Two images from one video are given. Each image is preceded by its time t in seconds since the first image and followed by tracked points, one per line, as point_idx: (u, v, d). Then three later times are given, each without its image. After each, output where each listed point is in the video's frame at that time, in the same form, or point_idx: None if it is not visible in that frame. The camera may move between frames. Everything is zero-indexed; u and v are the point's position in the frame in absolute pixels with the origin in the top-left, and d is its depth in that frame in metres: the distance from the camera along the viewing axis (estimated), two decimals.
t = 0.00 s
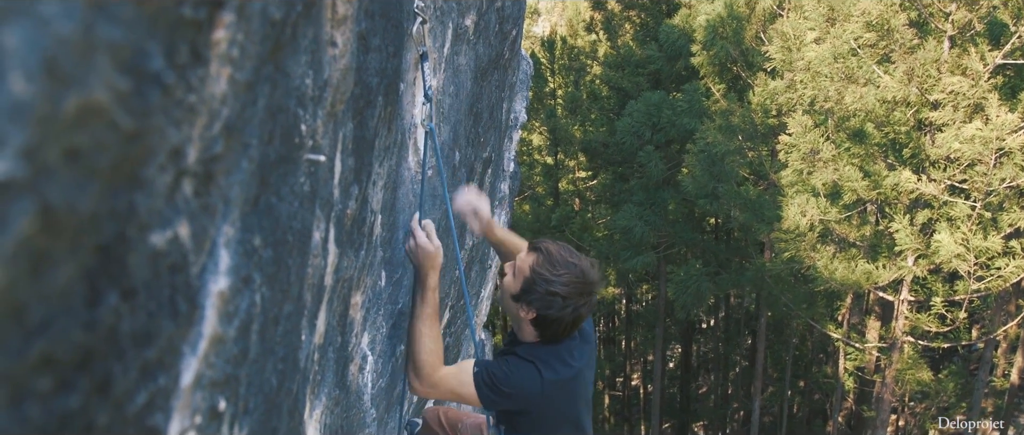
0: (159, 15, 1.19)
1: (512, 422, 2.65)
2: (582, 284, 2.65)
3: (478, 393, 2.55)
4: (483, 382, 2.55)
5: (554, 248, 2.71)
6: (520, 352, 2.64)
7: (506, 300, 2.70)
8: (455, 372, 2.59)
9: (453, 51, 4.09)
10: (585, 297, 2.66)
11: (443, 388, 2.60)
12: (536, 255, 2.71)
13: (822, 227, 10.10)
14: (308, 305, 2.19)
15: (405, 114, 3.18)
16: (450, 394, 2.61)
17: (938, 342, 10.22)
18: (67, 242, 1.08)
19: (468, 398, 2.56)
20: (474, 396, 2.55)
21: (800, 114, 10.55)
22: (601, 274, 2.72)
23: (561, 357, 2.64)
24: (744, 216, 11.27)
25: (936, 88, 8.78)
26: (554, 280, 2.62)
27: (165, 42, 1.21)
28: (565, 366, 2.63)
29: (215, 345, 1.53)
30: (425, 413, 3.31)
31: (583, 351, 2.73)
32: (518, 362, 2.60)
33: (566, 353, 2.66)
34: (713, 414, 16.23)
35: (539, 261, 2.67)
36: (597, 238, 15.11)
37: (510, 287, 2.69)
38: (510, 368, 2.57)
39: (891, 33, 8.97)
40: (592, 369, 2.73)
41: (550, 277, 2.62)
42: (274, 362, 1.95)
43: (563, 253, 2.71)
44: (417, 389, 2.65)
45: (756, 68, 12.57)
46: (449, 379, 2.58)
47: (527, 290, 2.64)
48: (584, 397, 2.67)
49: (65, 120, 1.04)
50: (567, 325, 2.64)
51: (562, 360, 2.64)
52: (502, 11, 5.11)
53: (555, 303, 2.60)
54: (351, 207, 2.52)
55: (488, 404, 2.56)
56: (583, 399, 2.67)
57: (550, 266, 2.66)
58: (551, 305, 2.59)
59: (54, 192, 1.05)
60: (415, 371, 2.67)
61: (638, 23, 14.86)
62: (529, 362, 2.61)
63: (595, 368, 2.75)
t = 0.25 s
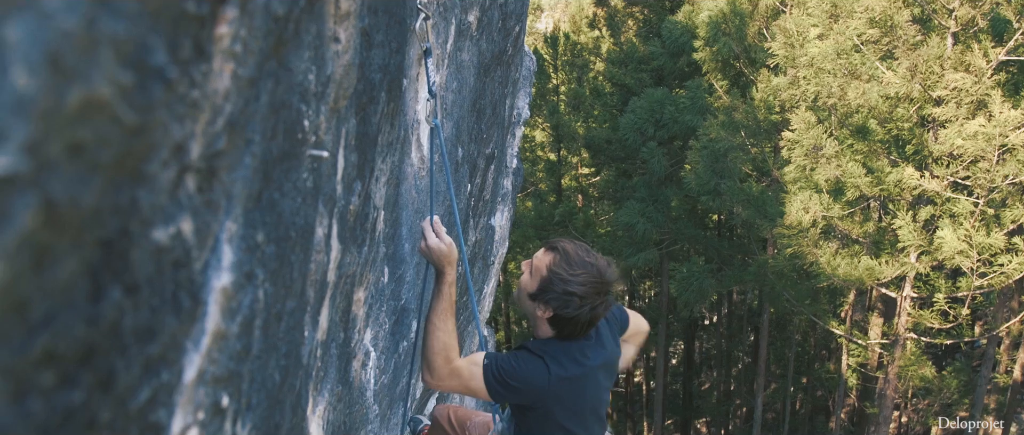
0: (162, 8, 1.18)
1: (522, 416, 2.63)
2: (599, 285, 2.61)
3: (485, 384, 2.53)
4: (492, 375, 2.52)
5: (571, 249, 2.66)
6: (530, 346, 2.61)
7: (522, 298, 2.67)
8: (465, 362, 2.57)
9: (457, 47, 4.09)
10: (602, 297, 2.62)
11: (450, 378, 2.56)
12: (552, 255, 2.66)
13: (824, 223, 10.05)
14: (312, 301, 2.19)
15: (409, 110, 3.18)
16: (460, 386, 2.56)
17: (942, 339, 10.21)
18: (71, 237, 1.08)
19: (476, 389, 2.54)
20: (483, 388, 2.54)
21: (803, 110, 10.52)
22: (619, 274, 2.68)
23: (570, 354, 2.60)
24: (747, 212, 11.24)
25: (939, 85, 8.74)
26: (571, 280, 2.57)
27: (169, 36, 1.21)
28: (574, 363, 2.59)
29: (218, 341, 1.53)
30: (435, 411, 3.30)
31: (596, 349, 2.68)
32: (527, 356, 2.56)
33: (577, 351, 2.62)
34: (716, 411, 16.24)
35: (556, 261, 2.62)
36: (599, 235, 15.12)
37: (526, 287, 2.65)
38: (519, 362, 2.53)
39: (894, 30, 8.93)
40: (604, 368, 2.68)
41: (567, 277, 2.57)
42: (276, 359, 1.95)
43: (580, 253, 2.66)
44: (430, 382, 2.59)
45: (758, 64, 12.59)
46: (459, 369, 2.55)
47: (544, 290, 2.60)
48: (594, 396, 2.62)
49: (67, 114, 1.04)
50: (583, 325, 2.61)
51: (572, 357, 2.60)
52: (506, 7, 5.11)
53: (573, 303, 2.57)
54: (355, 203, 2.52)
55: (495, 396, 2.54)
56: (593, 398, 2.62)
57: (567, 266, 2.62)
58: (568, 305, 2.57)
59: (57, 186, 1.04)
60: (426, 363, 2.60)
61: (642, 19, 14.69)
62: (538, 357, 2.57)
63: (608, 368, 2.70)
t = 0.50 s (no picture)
0: (164, 6, 1.18)
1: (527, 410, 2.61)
2: (613, 276, 2.60)
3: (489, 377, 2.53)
4: (495, 367, 2.52)
5: (585, 241, 2.64)
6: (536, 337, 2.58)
7: (536, 291, 2.67)
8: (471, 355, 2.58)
9: (458, 44, 4.09)
10: (616, 289, 2.61)
11: (457, 373, 2.58)
12: (566, 247, 2.65)
13: (825, 221, 10.03)
14: (313, 298, 2.19)
15: (410, 107, 3.18)
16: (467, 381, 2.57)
17: (942, 337, 10.20)
18: (72, 234, 1.08)
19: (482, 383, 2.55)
20: (487, 381, 2.53)
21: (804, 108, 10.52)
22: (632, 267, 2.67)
23: (574, 345, 2.58)
24: (748, 210, 11.23)
25: (940, 83, 8.75)
26: (585, 272, 2.57)
27: (170, 33, 1.20)
28: (579, 354, 2.56)
29: (219, 339, 1.53)
30: (443, 409, 3.31)
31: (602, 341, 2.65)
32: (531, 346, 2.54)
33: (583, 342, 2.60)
34: (716, 409, 16.24)
35: (569, 253, 2.62)
36: (599, 232, 15.11)
37: (540, 279, 2.65)
38: (523, 353, 2.52)
39: (895, 28, 8.94)
40: (610, 360, 2.65)
41: (581, 268, 2.56)
42: (277, 356, 1.95)
43: (596, 245, 2.65)
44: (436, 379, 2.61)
45: (759, 62, 12.61)
46: (463, 365, 2.56)
47: (558, 282, 2.60)
48: (599, 387, 2.58)
49: (70, 112, 1.04)
50: (595, 317, 2.60)
51: (575, 348, 2.57)
52: (507, 5, 5.11)
53: (586, 295, 2.56)
54: (356, 200, 2.53)
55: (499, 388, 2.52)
56: (598, 389, 2.59)
57: (582, 257, 2.60)
58: (582, 296, 2.56)
59: (59, 184, 1.04)
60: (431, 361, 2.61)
61: (644, 17, 14.70)
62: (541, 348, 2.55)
63: (615, 360, 2.67)
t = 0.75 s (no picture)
0: (162, 8, 1.18)
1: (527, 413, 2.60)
2: (610, 272, 2.62)
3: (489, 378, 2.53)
4: (494, 366, 2.51)
5: (581, 237, 2.64)
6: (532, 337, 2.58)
7: (533, 290, 2.66)
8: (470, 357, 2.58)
9: (458, 43, 4.10)
10: (613, 284, 2.63)
11: (455, 374, 2.57)
12: (561, 244, 2.64)
13: (824, 220, 10.02)
14: (312, 298, 2.19)
15: (410, 106, 3.18)
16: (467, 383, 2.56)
17: (942, 336, 10.21)
18: (71, 237, 1.08)
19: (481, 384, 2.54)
20: (486, 382, 2.53)
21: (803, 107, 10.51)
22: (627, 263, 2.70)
23: (572, 342, 2.57)
24: (747, 209, 11.22)
25: (939, 82, 8.76)
26: (585, 268, 2.57)
27: (169, 35, 1.20)
28: (577, 351, 2.56)
29: (218, 340, 1.53)
30: (441, 410, 3.30)
31: (599, 339, 2.66)
32: (528, 346, 2.54)
33: (582, 340, 2.60)
34: (716, 408, 16.25)
35: (567, 251, 2.61)
36: (599, 232, 15.11)
37: (538, 279, 2.64)
38: (522, 352, 2.51)
39: (894, 27, 8.97)
40: (608, 358, 2.64)
41: (580, 265, 2.56)
42: (276, 357, 1.95)
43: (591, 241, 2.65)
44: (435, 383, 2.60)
45: (759, 62, 12.61)
46: (462, 366, 2.55)
47: (557, 280, 2.60)
48: (600, 385, 2.58)
49: (69, 115, 1.04)
50: (594, 313, 2.61)
51: (574, 346, 2.57)
52: (507, 5, 5.12)
53: (587, 292, 2.57)
54: (355, 201, 2.53)
55: (500, 388, 2.52)
56: (598, 387, 2.58)
57: (580, 254, 2.60)
58: (583, 293, 2.57)
59: (57, 187, 1.04)
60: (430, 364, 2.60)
61: (643, 16, 14.76)
62: (540, 347, 2.54)
63: (612, 358, 2.66)
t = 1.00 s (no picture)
0: (161, 9, 1.18)
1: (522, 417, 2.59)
2: (597, 269, 2.61)
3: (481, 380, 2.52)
4: (486, 368, 2.51)
5: (565, 237, 2.64)
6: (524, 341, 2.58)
7: (521, 292, 2.66)
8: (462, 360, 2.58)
9: (458, 43, 4.10)
10: (600, 283, 2.62)
11: (448, 377, 2.57)
12: (546, 246, 2.64)
13: (824, 220, 10.01)
14: (311, 299, 2.18)
15: (409, 106, 3.18)
16: (458, 385, 2.57)
17: (941, 337, 10.21)
18: (68, 239, 1.08)
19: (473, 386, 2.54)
20: (477, 384, 2.52)
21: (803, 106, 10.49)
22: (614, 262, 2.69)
23: (563, 344, 2.57)
24: (747, 209, 11.22)
25: (939, 82, 8.75)
26: (571, 268, 2.57)
27: (168, 36, 1.20)
28: (569, 354, 2.55)
29: (216, 341, 1.53)
30: (438, 409, 3.29)
31: (591, 340, 2.65)
32: (520, 349, 2.54)
33: (572, 342, 2.59)
34: (715, 408, 16.25)
35: (552, 252, 2.61)
36: (599, 231, 15.11)
37: (525, 280, 2.63)
38: (513, 354, 2.51)
39: (894, 27, 8.93)
40: (600, 359, 2.64)
41: (567, 265, 2.56)
42: (275, 357, 1.94)
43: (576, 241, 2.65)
44: (425, 384, 2.61)
45: (759, 62, 12.59)
46: (453, 367, 2.56)
47: (545, 281, 2.59)
48: (592, 386, 2.57)
49: (67, 117, 1.04)
50: (584, 313, 2.60)
51: (565, 347, 2.56)
52: (507, 5, 5.12)
53: (573, 291, 2.57)
54: (355, 201, 2.52)
55: (492, 391, 2.52)
56: (591, 388, 2.57)
57: (567, 254, 2.60)
58: (571, 292, 2.57)
59: (55, 190, 1.04)
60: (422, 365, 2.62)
61: (643, 16, 14.78)
62: (533, 350, 2.54)
63: (604, 359, 2.66)
